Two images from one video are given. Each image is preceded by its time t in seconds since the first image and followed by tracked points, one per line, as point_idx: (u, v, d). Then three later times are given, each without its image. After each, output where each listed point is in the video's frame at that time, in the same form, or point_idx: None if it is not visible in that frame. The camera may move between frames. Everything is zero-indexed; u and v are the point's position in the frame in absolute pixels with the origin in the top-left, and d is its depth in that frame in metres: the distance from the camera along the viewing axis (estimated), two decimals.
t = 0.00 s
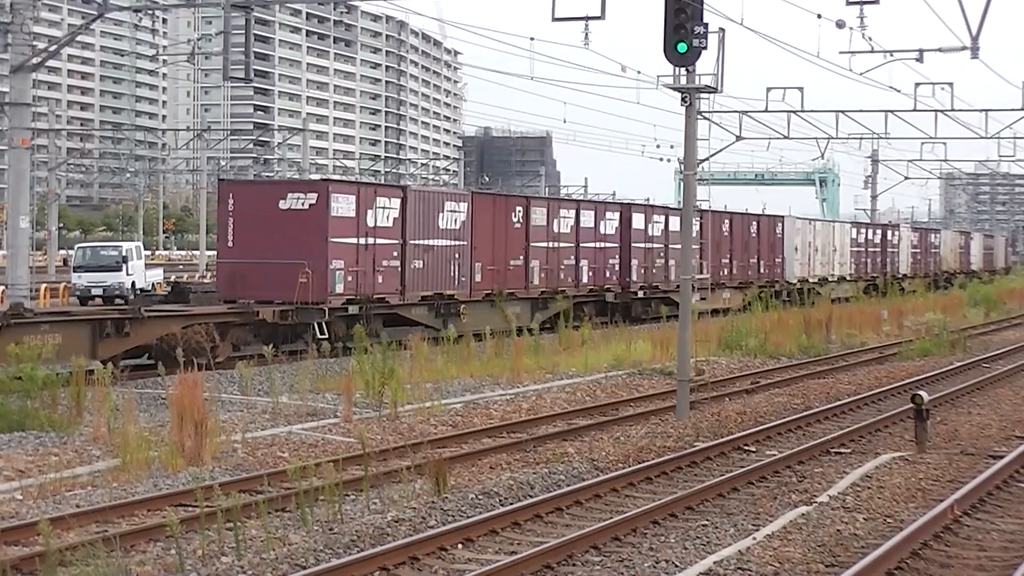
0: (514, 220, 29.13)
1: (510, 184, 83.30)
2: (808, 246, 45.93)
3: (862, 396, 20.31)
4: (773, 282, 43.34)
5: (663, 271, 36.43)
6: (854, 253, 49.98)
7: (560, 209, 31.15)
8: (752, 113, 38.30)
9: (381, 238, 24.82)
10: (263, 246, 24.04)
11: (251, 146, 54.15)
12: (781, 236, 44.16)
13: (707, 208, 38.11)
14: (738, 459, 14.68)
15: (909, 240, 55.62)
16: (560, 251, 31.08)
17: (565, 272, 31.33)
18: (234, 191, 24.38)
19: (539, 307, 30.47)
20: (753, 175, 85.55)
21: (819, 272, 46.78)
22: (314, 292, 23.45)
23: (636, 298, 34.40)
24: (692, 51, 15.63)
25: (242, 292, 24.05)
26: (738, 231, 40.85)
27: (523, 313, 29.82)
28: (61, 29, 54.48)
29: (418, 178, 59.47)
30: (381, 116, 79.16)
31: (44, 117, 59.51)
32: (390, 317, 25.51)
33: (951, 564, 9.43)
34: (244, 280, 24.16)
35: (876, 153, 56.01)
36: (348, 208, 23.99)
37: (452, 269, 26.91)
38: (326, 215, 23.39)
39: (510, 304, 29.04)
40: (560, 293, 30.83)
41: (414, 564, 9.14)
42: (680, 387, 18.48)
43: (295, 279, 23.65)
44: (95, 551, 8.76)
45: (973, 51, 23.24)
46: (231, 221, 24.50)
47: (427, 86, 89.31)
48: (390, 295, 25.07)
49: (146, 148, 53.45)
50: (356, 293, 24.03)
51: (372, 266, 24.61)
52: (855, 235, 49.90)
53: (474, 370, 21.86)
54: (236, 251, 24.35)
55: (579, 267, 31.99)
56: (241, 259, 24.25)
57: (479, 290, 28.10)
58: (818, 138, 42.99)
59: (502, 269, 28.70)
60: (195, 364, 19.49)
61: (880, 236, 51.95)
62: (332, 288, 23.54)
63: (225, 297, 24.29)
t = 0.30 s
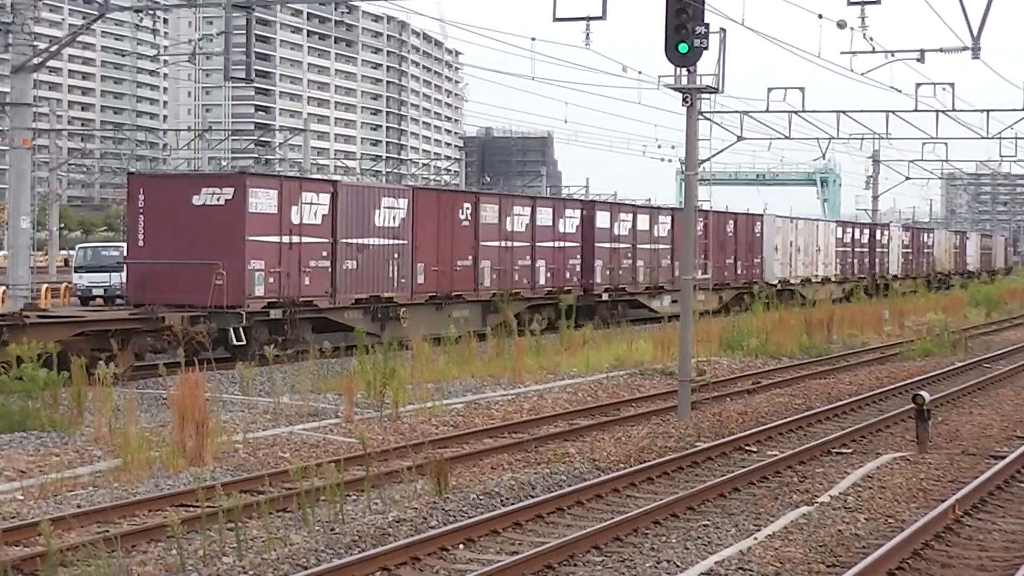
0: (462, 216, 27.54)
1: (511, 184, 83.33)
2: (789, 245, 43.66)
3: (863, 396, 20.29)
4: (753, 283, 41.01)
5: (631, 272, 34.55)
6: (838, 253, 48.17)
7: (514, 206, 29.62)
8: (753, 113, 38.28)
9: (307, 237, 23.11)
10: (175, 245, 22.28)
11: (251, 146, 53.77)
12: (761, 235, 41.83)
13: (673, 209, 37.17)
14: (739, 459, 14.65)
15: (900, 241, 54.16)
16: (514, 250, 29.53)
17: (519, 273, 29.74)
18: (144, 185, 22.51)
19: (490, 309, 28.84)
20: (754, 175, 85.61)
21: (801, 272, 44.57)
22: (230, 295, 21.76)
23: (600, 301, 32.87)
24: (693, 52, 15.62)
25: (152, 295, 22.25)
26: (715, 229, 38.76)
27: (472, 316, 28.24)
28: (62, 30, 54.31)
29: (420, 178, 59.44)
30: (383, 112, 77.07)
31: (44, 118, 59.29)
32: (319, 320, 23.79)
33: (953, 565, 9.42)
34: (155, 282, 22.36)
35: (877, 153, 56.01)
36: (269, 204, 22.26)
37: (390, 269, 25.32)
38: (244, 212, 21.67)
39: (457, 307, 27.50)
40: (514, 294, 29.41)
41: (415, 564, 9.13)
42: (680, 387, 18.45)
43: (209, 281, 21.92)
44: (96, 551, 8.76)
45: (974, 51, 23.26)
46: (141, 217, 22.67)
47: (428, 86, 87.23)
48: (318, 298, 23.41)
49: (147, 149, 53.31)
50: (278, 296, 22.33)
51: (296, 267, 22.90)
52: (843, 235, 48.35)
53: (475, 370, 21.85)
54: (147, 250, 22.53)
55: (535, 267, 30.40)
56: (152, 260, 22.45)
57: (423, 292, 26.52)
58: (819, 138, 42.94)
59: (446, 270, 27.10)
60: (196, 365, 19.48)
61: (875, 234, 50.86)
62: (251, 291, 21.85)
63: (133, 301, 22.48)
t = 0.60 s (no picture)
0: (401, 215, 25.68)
1: (511, 185, 83.24)
2: (767, 245, 41.68)
3: (863, 397, 20.29)
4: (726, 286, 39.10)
5: (592, 274, 32.42)
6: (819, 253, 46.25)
7: (461, 204, 27.74)
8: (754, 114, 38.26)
9: (221, 236, 21.47)
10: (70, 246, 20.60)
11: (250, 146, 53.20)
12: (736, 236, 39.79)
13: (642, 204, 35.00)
14: (739, 460, 14.64)
15: (888, 240, 52.61)
16: (463, 251, 27.69)
17: (466, 275, 27.81)
18: (40, 180, 20.85)
19: (435, 314, 26.93)
20: (755, 176, 85.63)
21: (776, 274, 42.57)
22: (130, 299, 20.11)
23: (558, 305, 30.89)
24: (694, 52, 15.62)
25: (46, 299, 20.55)
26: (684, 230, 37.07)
27: (414, 321, 26.36)
28: (62, 31, 54.16)
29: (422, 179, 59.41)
30: (384, 112, 76.18)
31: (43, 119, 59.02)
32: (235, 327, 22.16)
33: (953, 565, 9.42)
34: (50, 285, 20.66)
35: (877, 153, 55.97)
36: (175, 202, 20.62)
37: (317, 271, 23.58)
38: (145, 210, 20.04)
39: (396, 313, 25.68)
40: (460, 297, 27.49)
41: (416, 565, 9.14)
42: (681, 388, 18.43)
43: (106, 285, 20.26)
44: (97, 552, 8.76)
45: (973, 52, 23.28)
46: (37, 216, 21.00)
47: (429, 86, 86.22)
48: (234, 303, 21.75)
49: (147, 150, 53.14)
50: (185, 300, 20.71)
51: (206, 270, 21.22)
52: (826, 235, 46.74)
53: (475, 371, 21.85)
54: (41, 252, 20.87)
55: (484, 268, 28.49)
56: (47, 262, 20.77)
57: (356, 296, 24.70)
58: (820, 139, 42.90)
59: (383, 273, 25.29)
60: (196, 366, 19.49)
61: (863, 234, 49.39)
62: (153, 296, 20.22)
63: (25, 306, 20.77)
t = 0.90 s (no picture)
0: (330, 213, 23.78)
1: (510, 185, 83.29)
2: (743, 245, 40.11)
3: (863, 397, 20.30)
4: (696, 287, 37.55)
5: (548, 276, 30.77)
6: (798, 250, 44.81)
7: (400, 200, 25.77)
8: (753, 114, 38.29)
9: (117, 235, 19.41)
10: None
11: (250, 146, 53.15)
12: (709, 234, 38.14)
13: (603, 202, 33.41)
14: (738, 460, 14.65)
15: (873, 240, 51.63)
16: (402, 252, 25.75)
17: (405, 278, 25.87)
18: None
19: (369, 319, 24.97)
20: (754, 176, 85.72)
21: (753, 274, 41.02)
22: (10, 304, 18.08)
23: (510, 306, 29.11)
24: (693, 52, 15.62)
25: None
26: (650, 228, 35.51)
27: (345, 326, 24.47)
28: (61, 31, 54.03)
29: (421, 180, 59.40)
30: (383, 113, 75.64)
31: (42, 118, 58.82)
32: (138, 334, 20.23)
33: (952, 565, 9.42)
34: None
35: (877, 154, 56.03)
36: (61, 198, 18.49)
37: (233, 274, 21.63)
38: (25, 206, 17.94)
39: (324, 318, 23.75)
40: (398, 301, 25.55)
41: (415, 564, 9.14)
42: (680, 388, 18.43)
43: None
44: (97, 551, 8.76)
45: (972, 52, 23.28)
46: None
47: (428, 87, 86.04)
48: (133, 309, 19.75)
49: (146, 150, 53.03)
50: (75, 306, 18.71)
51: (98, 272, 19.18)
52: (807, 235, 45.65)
53: (475, 371, 21.86)
54: None
55: (427, 270, 26.54)
56: None
57: (280, 300, 22.78)
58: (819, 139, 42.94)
59: (309, 275, 23.34)
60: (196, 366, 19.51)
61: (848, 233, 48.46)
62: (37, 301, 18.19)
63: None
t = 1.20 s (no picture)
0: (246, 208, 21.75)
1: (510, 185, 83.22)
2: (717, 244, 38.10)
3: (863, 397, 20.29)
4: (667, 287, 35.97)
5: (500, 277, 28.86)
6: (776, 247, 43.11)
7: (330, 196, 23.71)
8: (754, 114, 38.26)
9: None
10: None
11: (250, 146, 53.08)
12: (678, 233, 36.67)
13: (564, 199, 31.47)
14: (739, 460, 14.65)
15: (860, 239, 49.95)
16: (332, 251, 23.76)
17: (335, 278, 23.90)
18: None
19: (292, 324, 23.01)
20: (754, 176, 85.60)
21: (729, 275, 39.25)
22: None
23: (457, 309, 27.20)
24: (693, 52, 15.62)
25: None
26: (615, 226, 33.49)
27: (264, 332, 22.51)
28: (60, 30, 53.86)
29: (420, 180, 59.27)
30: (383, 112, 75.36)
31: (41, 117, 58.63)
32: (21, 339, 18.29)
33: (953, 565, 9.41)
34: None
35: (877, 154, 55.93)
36: None
37: (131, 275, 19.59)
38: None
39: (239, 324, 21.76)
40: (326, 305, 23.63)
41: (415, 565, 9.13)
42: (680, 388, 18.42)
43: None
44: (97, 552, 8.75)
45: (972, 52, 23.27)
46: None
47: (428, 87, 85.92)
48: (13, 315, 17.76)
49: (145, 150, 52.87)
50: None
51: None
52: (787, 234, 43.86)
53: (475, 371, 21.83)
54: None
55: (360, 271, 24.52)
56: None
57: (188, 304, 20.71)
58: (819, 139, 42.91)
59: (222, 277, 21.31)
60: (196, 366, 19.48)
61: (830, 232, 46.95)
62: None
63: None
